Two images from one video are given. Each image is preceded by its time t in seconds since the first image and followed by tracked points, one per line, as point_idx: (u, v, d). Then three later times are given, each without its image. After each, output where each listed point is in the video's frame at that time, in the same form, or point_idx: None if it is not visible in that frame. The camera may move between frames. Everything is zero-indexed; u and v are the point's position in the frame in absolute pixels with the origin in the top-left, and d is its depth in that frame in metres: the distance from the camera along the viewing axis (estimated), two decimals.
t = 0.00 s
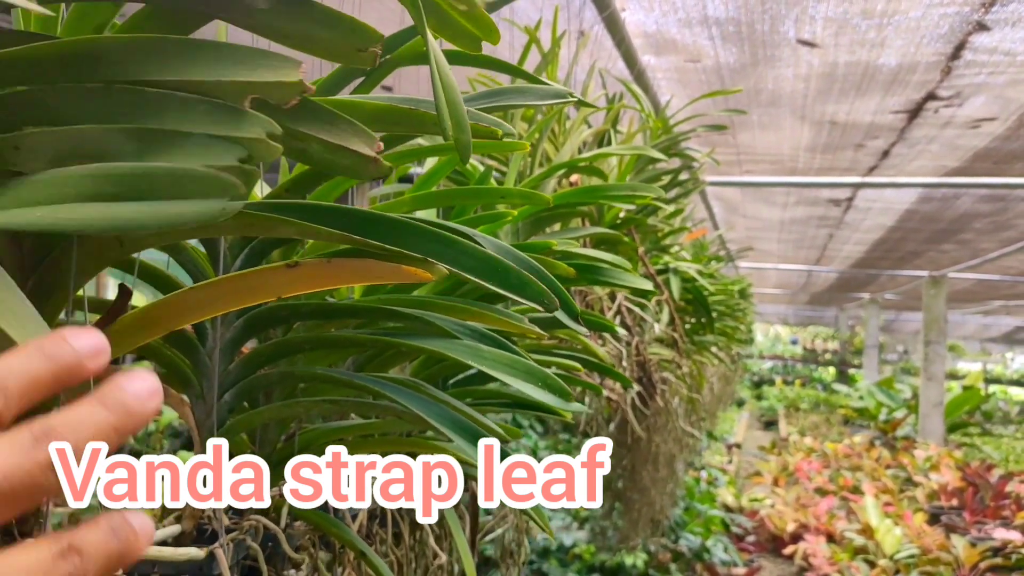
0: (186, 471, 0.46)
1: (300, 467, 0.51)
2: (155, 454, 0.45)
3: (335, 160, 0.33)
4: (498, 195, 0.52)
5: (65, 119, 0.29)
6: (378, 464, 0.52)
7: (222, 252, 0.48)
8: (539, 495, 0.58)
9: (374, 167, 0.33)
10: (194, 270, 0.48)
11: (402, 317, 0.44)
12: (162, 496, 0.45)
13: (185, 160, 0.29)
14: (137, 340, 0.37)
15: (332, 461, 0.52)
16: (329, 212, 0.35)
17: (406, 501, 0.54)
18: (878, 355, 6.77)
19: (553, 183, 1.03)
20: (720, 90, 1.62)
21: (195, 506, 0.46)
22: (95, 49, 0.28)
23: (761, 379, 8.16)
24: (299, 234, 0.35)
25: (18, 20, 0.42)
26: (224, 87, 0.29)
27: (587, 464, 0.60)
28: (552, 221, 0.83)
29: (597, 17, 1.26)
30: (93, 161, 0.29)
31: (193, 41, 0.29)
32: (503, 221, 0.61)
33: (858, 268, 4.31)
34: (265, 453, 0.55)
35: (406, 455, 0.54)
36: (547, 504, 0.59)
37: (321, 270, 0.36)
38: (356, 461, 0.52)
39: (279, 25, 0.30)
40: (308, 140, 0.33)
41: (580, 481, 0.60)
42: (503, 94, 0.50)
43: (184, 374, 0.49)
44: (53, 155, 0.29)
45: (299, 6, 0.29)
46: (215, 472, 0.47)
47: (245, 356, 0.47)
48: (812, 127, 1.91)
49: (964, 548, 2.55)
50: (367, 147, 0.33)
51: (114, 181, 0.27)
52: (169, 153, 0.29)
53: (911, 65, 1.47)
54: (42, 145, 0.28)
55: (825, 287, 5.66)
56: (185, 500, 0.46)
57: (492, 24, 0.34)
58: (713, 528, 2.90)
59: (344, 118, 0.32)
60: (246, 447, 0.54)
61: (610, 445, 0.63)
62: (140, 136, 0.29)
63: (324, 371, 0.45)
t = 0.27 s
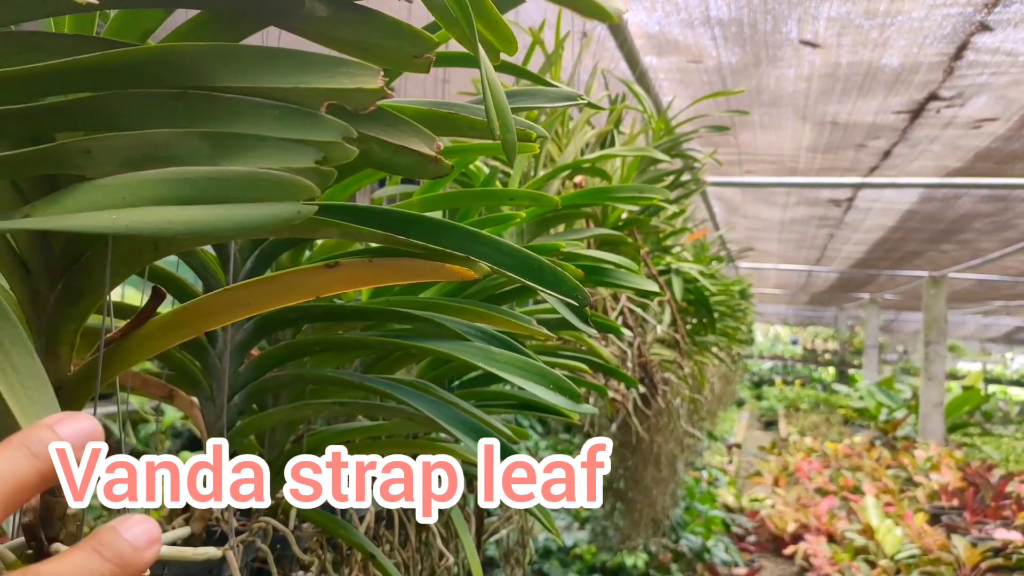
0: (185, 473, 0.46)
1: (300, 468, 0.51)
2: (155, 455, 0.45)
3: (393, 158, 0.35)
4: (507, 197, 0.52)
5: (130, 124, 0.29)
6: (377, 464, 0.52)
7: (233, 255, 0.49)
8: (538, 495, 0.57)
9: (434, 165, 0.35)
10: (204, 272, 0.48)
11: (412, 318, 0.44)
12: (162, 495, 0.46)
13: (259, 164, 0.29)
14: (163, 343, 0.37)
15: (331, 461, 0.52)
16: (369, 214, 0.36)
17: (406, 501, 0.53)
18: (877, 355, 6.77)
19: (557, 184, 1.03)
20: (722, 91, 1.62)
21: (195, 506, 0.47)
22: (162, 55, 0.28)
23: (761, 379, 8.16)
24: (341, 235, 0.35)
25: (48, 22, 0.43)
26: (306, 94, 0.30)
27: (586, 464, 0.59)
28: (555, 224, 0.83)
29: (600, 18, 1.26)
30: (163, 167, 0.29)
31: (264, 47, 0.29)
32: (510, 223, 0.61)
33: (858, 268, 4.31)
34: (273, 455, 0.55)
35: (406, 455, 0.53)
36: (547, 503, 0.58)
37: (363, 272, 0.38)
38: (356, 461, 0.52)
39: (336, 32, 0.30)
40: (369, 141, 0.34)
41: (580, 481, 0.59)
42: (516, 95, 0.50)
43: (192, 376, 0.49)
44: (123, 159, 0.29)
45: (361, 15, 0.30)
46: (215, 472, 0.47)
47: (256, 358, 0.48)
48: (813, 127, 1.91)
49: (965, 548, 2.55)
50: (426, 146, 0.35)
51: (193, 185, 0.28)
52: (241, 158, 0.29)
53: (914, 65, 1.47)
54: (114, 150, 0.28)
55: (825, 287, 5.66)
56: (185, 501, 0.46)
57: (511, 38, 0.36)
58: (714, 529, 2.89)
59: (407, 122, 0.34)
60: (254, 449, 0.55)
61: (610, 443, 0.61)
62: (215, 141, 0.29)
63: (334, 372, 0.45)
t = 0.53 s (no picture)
0: (185, 473, 0.46)
1: (300, 467, 0.51)
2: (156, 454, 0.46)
3: (402, 150, 0.35)
4: (509, 193, 0.52)
5: (142, 114, 0.29)
6: (377, 464, 0.52)
7: (234, 249, 0.49)
8: (538, 496, 0.57)
9: (444, 158, 0.35)
10: (205, 267, 0.48)
11: (415, 314, 0.44)
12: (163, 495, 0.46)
13: (274, 154, 0.29)
14: (161, 337, 0.37)
15: (332, 461, 0.52)
16: (372, 208, 0.36)
17: (406, 501, 0.53)
18: (878, 355, 6.77)
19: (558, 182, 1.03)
20: (723, 89, 1.62)
21: (195, 506, 0.47)
22: (178, 46, 0.28)
23: (761, 379, 8.16)
24: (345, 229, 0.35)
25: (49, 11, 0.43)
26: (316, 83, 0.30)
27: (586, 465, 0.59)
28: (556, 221, 0.83)
29: (601, 16, 1.26)
30: (174, 158, 0.29)
31: (275, 37, 0.29)
32: (511, 220, 0.61)
33: (858, 268, 4.31)
34: (273, 453, 0.55)
35: (406, 455, 0.53)
36: (546, 504, 0.57)
37: (366, 264, 0.38)
38: (356, 461, 0.52)
39: (344, 22, 0.30)
40: (379, 133, 0.34)
41: (579, 482, 0.58)
42: (517, 90, 0.50)
43: (192, 372, 0.49)
44: (134, 149, 0.28)
45: (369, 7, 0.30)
46: (214, 472, 0.47)
47: (256, 354, 0.48)
48: (814, 126, 1.91)
49: (965, 548, 2.55)
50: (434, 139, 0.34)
51: (208, 177, 0.28)
52: (253, 149, 0.29)
53: (914, 64, 1.47)
54: (124, 140, 0.28)
55: (825, 287, 5.66)
56: (185, 500, 0.46)
57: (514, 29, 0.36)
58: (714, 528, 2.89)
59: (414, 114, 0.34)
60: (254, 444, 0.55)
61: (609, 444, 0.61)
62: (225, 131, 0.28)
63: (334, 369, 0.45)
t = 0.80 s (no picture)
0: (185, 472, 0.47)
1: (300, 467, 0.51)
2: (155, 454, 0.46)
3: (395, 163, 0.35)
4: (513, 196, 0.52)
5: (136, 123, 0.29)
6: (377, 464, 0.52)
7: (241, 252, 0.49)
8: (538, 495, 0.57)
9: (432, 170, 0.34)
10: (212, 271, 0.48)
11: (420, 317, 0.44)
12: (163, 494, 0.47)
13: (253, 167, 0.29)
14: (159, 340, 0.37)
15: (332, 461, 0.52)
16: (369, 216, 0.36)
17: (406, 501, 0.53)
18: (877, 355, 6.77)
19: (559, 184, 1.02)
20: (725, 90, 1.62)
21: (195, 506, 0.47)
22: (169, 56, 0.28)
23: (761, 379, 8.16)
24: (340, 237, 0.34)
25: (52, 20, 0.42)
26: (304, 95, 0.30)
27: (587, 464, 0.59)
28: (558, 224, 0.83)
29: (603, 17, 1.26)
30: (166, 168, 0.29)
31: (266, 47, 0.29)
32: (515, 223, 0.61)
33: (858, 268, 4.31)
34: (279, 455, 0.55)
35: (406, 455, 0.54)
36: (546, 504, 0.57)
37: (359, 273, 0.37)
38: (356, 461, 0.52)
39: (336, 34, 0.30)
40: (366, 144, 0.34)
41: (580, 481, 0.58)
42: (521, 95, 0.50)
43: (200, 375, 0.48)
44: (126, 157, 0.28)
45: (359, 16, 0.30)
46: (215, 472, 0.47)
47: (263, 357, 0.48)
48: (815, 127, 1.91)
49: (966, 548, 2.55)
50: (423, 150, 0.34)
51: (190, 187, 0.27)
52: (241, 160, 0.29)
53: (916, 65, 1.47)
54: (116, 149, 0.28)
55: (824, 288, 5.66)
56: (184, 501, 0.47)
57: (514, 39, 0.36)
58: (715, 529, 2.90)
59: (406, 126, 0.34)
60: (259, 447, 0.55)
61: (611, 443, 0.62)
62: (215, 141, 0.29)
63: (339, 372, 0.45)
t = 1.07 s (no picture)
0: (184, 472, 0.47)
1: (300, 468, 0.51)
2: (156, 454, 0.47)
3: (387, 166, 0.35)
4: (514, 197, 0.52)
5: (126, 126, 0.29)
6: (377, 464, 0.52)
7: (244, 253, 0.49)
8: (538, 495, 0.57)
9: (425, 174, 0.34)
10: (215, 272, 0.48)
11: (422, 317, 0.44)
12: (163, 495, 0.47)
13: (246, 169, 0.28)
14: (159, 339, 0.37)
15: (332, 461, 0.52)
16: (361, 219, 0.36)
17: (406, 501, 0.53)
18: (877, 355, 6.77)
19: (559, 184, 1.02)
20: (725, 91, 1.62)
21: (196, 506, 0.48)
22: (162, 60, 0.28)
23: (761, 379, 8.16)
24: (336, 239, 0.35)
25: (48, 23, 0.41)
26: (295, 100, 0.30)
27: (586, 463, 0.60)
28: (559, 224, 0.83)
29: (604, 18, 1.26)
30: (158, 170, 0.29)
31: (259, 53, 0.29)
32: (516, 224, 0.61)
33: (859, 268, 4.31)
34: (281, 455, 0.55)
35: (406, 455, 0.54)
36: (547, 504, 0.57)
37: (352, 277, 0.37)
38: (356, 461, 0.52)
39: (330, 39, 0.30)
40: (359, 147, 0.34)
41: (580, 481, 0.59)
42: (521, 96, 0.50)
43: (201, 374, 0.49)
44: (116, 161, 0.28)
45: (351, 23, 0.30)
46: (215, 472, 0.47)
47: (265, 357, 0.48)
48: (815, 127, 1.90)
49: (966, 548, 2.56)
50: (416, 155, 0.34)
51: (181, 190, 0.27)
52: (231, 163, 0.28)
53: (917, 65, 1.47)
54: (108, 152, 0.28)
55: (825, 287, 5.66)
56: (184, 501, 0.47)
57: (514, 44, 0.36)
58: (715, 528, 2.90)
59: (397, 130, 0.34)
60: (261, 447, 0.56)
61: (611, 442, 0.62)
62: (203, 145, 0.28)
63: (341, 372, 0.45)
